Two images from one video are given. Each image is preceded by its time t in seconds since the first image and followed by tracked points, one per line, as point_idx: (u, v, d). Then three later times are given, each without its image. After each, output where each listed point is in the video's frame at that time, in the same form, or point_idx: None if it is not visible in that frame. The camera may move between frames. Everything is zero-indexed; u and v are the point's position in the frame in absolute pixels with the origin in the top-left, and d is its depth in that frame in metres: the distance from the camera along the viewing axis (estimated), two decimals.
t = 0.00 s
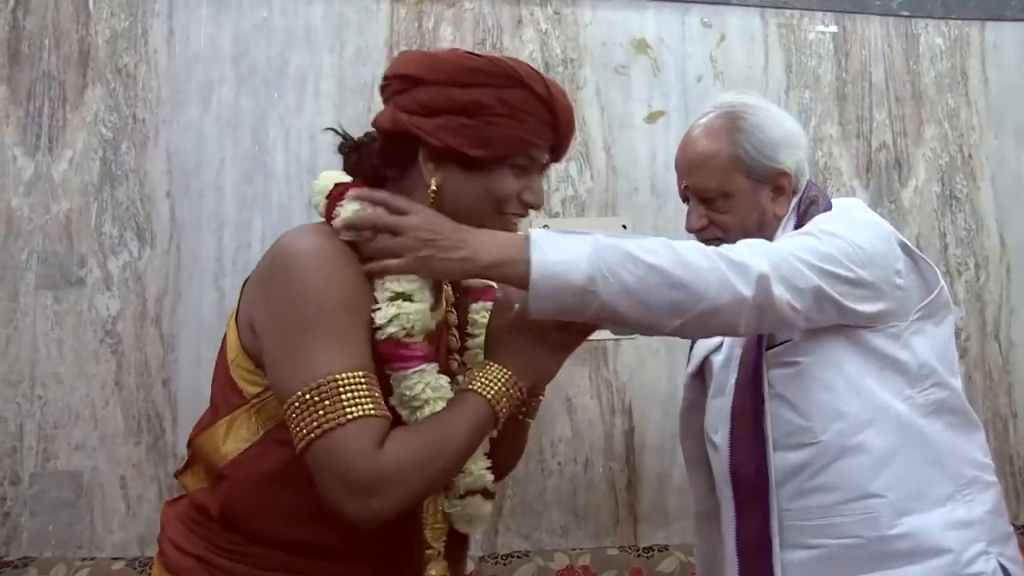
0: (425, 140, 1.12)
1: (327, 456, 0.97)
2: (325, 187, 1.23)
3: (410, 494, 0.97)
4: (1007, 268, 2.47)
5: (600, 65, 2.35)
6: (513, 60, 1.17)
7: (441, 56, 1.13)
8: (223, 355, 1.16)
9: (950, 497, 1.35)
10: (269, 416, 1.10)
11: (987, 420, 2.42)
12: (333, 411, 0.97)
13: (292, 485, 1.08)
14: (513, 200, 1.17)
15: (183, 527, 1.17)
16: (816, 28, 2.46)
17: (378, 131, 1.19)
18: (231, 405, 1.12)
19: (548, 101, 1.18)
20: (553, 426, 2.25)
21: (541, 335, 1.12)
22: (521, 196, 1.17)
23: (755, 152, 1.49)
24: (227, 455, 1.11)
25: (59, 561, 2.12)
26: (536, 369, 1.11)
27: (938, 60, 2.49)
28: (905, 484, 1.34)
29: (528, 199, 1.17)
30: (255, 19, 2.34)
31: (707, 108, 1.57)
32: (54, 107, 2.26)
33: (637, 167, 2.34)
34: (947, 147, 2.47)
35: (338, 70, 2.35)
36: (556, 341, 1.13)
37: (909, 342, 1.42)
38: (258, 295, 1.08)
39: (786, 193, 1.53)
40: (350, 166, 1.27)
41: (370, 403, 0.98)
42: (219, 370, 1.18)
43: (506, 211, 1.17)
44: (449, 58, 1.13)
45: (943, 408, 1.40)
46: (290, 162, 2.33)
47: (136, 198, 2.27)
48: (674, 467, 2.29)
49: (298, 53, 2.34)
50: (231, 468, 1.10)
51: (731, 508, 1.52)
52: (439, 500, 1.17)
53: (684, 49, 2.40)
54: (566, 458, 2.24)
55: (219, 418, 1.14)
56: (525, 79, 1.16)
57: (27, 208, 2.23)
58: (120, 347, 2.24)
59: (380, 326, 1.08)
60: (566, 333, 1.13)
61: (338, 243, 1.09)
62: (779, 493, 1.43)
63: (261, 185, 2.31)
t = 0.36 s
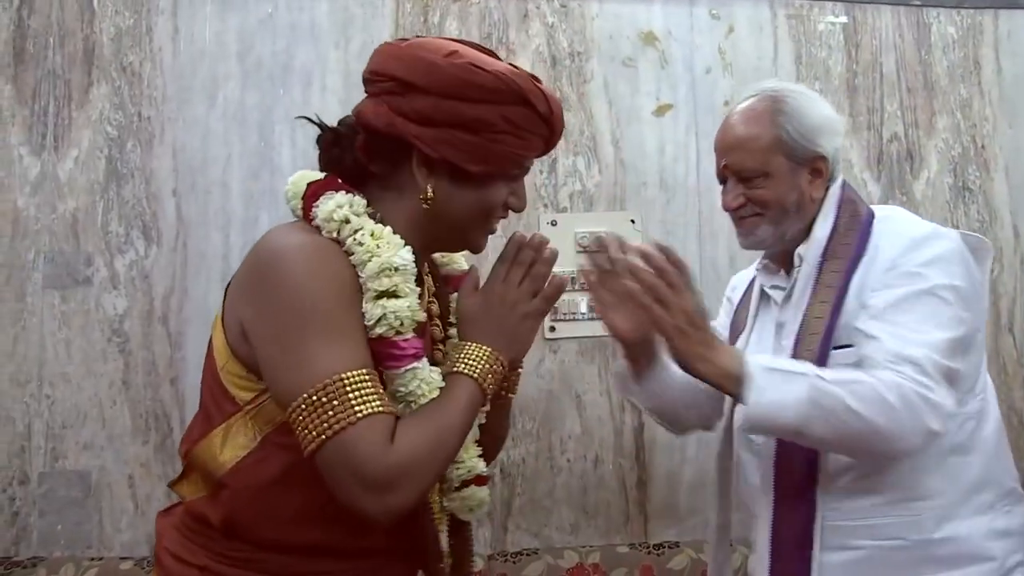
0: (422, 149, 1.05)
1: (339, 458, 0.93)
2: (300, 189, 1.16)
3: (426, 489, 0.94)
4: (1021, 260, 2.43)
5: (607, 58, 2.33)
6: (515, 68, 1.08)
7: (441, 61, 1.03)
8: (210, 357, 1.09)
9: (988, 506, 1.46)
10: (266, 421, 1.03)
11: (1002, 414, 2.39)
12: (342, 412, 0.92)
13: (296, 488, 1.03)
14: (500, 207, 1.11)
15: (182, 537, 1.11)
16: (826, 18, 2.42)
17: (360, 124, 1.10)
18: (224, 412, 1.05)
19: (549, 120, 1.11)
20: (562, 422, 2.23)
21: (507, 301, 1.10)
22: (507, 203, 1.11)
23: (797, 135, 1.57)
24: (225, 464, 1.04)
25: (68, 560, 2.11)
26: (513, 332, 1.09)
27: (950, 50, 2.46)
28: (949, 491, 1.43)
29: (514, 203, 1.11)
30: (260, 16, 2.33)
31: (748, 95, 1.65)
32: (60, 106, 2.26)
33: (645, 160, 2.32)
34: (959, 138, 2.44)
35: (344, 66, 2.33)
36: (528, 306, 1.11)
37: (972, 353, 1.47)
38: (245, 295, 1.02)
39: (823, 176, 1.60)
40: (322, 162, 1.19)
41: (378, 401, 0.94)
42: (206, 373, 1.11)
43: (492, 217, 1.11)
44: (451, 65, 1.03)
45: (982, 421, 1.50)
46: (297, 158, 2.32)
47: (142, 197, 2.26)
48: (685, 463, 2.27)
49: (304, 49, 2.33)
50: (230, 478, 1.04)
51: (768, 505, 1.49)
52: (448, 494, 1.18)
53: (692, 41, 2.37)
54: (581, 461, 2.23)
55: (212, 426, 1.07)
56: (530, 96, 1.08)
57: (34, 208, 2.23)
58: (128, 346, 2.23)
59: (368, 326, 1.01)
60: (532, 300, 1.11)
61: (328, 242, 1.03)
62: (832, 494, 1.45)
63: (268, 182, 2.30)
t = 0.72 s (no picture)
0: (357, 109, 1.03)
1: (301, 434, 0.92)
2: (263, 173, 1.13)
3: (390, 463, 0.93)
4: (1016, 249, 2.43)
5: (601, 46, 2.31)
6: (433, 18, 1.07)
7: (360, 22, 1.03)
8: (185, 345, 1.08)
9: None
10: (240, 403, 1.03)
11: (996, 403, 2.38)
12: (300, 385, 0.91)
13: (271, 471, 1.01)
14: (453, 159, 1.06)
15: (166, 531, 1.10)
16: (821, 6, 2.41)
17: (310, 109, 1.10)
18: (199, 397, 1.05)
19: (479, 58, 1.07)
20: (556, 413, 2.22)
21: (495, 290, 1.04)
22: (460, 155, 1.06)
23: (848, 144, 1.55)
24: (200, 448, 1.03)
25: (58, 552, 2.09)
26: (500, 320, 1.03)
27: (946, 39, 2.45)
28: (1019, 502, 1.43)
29: (467, 156, 1.06)
30: (251, 3, 2.30)
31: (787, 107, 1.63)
32: (48, 96, 2.23)
33: (639, 149, 2.30)
34: (955, 127, 2.43)
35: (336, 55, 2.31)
36: (522, 302, 1.04)
37: None
38: (214, 275, 1.01)
39: (872, 182, 1.59)
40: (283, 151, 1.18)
41: (339, 374, 0.93)
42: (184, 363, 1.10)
43: (445, 172, 1.05)
44: (369, 23, 1.03)
45: None
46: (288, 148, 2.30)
47: (132, 186, 2.24)
48: (679, 453, 2.26)
49: (295, 38, 2.31)
50: (207, 463, 1.03)
51: (833, 497, 1.45)
52: (430, 474, 1.18)
53: (687, 29, 2.36)
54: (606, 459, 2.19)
55: (188, 412, 1.06)
56: (449, 36, 1.06)
57: (23, 197, 2.21)
58: (118, 337, 2.22)
59: (339, 298, 1.01)
60: (529, 296, 1.05)
61: (294, 219, 1.02)
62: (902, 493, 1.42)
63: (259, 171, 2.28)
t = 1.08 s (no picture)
0: (332, 101, 0.99)
1: (268, 453, 0.87)
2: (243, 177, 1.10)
3: (359, 489, 0.88)
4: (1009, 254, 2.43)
5: (594, 51, 2.31)
6: (415, 8, 1.03)
7: (337, 12, 1.00)
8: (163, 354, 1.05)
9: None
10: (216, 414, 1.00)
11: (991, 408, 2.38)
12: (268, 401, 0.87)
13: (247, 485, 0.97)
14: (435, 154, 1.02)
15: (140, 548, 1.06)
16: (814, 12, 2.41)
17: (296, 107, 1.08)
18: (175, 408, 1.01)
19: (462, 50, 1.03)
20: (549, 419, 2.21)
21: (486, 311, 0.98)
22: (440, 149, 1.01)
23: (914, 137, 1.59)
24: (174, 462, 1.00)
25: (48, 559, 2.08)
26: (490, 345, 0.97)
27: (939, 44, 2.45)
28: None
29: (449, 151, 1.02)
30: (244, 8, 2.30)
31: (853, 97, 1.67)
32: (41, 100, 2.23)
33: (633, 154, 2.30)
34: (948, 133, 2.43)
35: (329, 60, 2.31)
36: (514, 327, 0.98)
37: None
38: (191, 281, 0.97)
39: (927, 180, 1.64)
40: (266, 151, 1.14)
41: (311, 392, 0.88)
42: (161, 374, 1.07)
43: (425, 167, 1.01)
44: (346, 12, 1.00)
45: None
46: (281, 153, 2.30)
47: (124, 191, 2.24)
48: (673, 459, 2.25)
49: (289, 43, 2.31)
50: (183, 475, 0.99)
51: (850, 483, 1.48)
52: (414, 487, 1.12)
53: (680, 34, 2.36)
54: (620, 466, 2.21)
55: (164, 423, 1.03)
56: (430, 25, 1.02)
57: (14, 202, 2.20)
58: (110, 343, 2.21)
59: (320, 307, 0.97)
60: (523, 321, 0.98)
61: (275, 222, 0.98)
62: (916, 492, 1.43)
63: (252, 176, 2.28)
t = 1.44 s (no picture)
0: (330, 109, 0.96)
1: (247, 483, 0.84)
2: (229, 180, 1.05)
3: (341, 523, 0.85)
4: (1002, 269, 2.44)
5: (591, 65, 2.32)
6: (430, 23, 0.99)
7: (349, 16, 0.97)
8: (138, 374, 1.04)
9: None
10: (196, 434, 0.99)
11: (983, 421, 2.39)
12: (252, 429, 0.84)
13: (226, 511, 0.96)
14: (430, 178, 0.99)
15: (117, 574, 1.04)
16: (809, 27, 2.43)
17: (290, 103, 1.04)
18: (152, 429, 1.00)
19: (472, 74, 1.00)
20: (544, 431, 2.21)
21: (475, 340, 0.96)
22: (437, 175, 0.99)
23: (919, 156, 1.63)
24: (159, 488, 0.99)
25: (41, 569, 2.07)
26: (477, 375, 0.95)
27: (933, 60, 2.47)
28: None
29: (444, 178, 0.99)
30: (242, 20, 2.31)
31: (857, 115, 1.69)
32: (38, 110, 2.23)
33: (629, 168, 2.31)
34: (941, 148, 2.45)
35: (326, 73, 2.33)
36: (503, 359, 0.96)
37: None
38: (172, 294, 0.94)
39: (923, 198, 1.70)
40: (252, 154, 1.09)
41: (296, 420, 0.85)
42: (135, 395, 1.05)
43: (420, 191, 0.99)
44: (358, 19, 0.96)
45: None
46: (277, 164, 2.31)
47: (121, 202, 2.24)
48: (667, 471, 2.25)
49: (286, 55, 2.32)
50: (162, 500, 0.98)
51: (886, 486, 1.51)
52: (396, 511, 1.11)
53: (676, 48, 2.37)
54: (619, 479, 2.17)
55: (141, 447, 1.01)
56: (443, 44, 0.98)
57: (11, 212, 2.20)
58: (105, 352, 2.21)
59: (310, 327, 0.94)
60: (512, 354, 0.97)
61: (265, 234, 0.95)
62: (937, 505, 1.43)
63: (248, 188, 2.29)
